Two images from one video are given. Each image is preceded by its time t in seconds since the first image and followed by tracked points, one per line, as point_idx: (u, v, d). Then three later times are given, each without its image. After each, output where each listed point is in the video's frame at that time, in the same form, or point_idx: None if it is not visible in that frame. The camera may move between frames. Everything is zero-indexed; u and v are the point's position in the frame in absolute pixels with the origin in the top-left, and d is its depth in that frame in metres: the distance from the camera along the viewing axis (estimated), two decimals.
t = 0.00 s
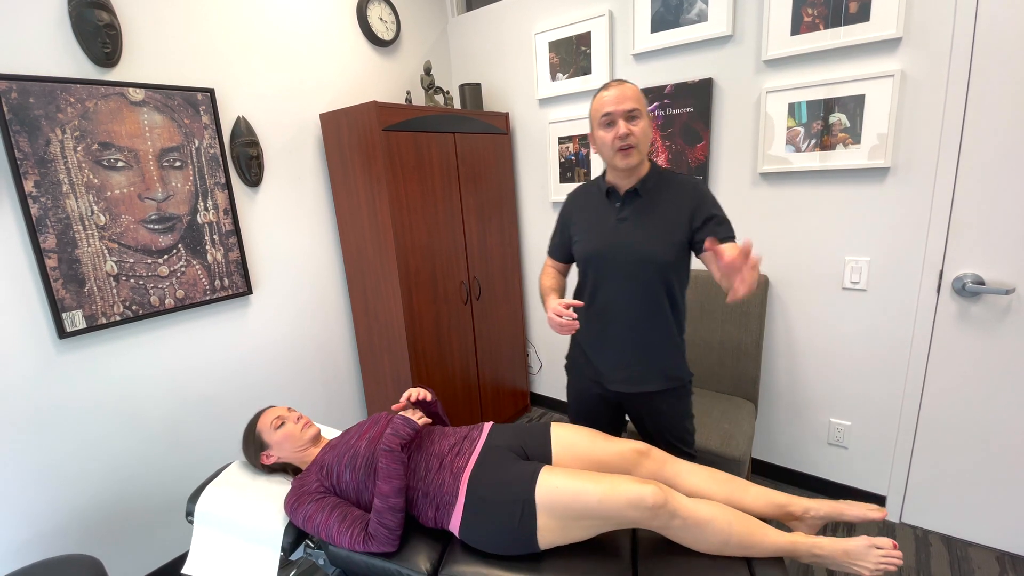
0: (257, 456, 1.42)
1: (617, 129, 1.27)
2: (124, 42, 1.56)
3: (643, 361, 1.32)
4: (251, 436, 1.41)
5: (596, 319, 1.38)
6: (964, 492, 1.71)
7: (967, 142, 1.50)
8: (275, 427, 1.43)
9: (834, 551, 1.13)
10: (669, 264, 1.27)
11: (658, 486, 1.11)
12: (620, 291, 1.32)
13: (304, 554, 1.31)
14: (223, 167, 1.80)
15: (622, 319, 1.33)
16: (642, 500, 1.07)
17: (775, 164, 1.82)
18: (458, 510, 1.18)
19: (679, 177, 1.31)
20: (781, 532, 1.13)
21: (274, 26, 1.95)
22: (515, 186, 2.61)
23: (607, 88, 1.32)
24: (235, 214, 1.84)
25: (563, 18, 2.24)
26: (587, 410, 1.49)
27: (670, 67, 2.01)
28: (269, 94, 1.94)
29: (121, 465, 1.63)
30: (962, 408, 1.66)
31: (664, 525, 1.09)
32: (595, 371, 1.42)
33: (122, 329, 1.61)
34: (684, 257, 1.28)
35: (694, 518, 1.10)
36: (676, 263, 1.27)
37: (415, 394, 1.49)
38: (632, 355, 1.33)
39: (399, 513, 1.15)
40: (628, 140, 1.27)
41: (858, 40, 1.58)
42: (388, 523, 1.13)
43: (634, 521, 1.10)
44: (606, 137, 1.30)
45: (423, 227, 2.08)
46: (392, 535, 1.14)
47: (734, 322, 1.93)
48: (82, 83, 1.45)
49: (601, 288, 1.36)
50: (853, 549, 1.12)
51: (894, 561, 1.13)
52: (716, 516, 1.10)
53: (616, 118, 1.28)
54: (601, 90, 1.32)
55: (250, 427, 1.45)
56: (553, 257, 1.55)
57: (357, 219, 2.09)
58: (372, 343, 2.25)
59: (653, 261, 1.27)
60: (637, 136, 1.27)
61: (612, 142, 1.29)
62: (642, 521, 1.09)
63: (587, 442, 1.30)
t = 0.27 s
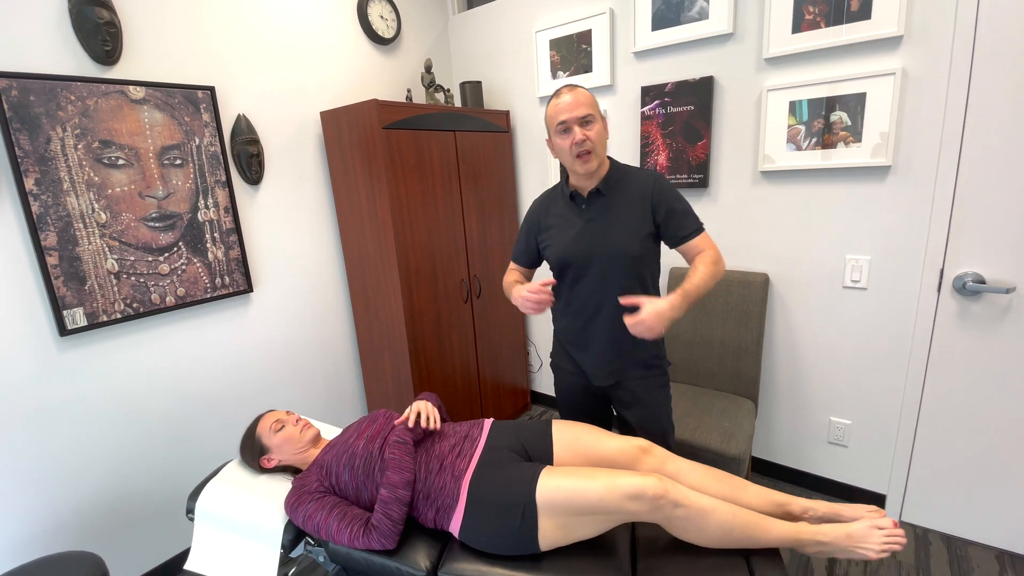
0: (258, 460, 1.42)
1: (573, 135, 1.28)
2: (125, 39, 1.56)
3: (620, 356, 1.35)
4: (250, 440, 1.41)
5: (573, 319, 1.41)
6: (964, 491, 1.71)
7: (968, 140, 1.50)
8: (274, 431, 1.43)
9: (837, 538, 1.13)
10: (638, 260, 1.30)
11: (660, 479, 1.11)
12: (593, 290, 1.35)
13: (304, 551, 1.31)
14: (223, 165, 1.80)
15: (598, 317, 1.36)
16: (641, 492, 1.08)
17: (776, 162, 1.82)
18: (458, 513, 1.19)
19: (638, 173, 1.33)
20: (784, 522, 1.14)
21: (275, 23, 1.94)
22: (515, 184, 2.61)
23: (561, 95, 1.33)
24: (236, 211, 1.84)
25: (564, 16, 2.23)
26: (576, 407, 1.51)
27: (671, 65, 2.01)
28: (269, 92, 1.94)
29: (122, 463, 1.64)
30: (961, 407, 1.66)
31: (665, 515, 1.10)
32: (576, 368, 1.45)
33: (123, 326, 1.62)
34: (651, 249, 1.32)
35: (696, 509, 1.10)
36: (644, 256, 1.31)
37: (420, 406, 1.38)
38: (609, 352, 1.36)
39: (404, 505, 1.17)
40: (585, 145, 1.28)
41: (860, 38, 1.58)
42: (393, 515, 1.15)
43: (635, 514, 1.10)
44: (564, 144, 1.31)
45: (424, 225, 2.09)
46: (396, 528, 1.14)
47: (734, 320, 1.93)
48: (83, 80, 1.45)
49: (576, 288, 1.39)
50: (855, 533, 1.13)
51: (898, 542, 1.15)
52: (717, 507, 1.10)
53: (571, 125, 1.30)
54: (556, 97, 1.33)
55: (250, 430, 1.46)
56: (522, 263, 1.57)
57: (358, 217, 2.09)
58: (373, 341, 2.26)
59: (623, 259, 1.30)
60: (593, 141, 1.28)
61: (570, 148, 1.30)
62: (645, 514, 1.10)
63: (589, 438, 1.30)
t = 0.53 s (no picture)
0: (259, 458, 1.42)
1: (572, 143, 1.27)
2: (125, 37, 1.56)
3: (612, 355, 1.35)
4: (251, 439, 1.42)
5: (565, 317, 1.41)
6: (964, 490, 1.71)
7: (970, 139, 1.49)
8: (275, 428, 1.44)
9: (860, 554, 1.08)
10: (630, 258, 1.30)
11: (656, 486, 1.11)
12: (586, 288, 1.35)
13: (304, 548, 1.32)
14: (224, 163, 1.80)
15: (590, 316, 1.36)
16: (637, 499, 1.09)
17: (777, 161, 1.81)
18: (458, 510, 1.19)
19: (632, 172, 1.33)
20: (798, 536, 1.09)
21: (275, 21, 1.94)
22: (516, 182, 2.61)
23: (554, 99, 1.29)
24: (236, 209, 1.84)
25: (565, 13, 2.22)
26: (570, 405, 1.52)
27: (672, 63, 2.00)
28: (269, 90, 1.94)
29: (123, 460, 1.64)
30: (962, 406, 1.66)
31: (665, 524, 1.09)
32: (569, 367, 1.46)
33: (123, 324, 1.62)
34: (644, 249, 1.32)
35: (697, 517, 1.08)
36: (636, 255, 1.30)
37: (427, 420, 1.34)
38: (601, 350, 1.35)
39: (406, 508, 1.17)
40: (583, 151, 1.27)
41: (862, 36, 1.57)
42: (394, 518, 1.15)
43: (634, 522, 1.10)
44: (562, 152, 1.29)
45: (424, 224, 2.08)
46: (396, 531, 1.15)
47: (734, 319, 1.93)
48: (83, 78, 1.45)
49: (568, 286, 1.39)
50: (882, 549, 1.07)
51: (929, 561, 1.09)
52: (721, 516, 1.08)
53: (567, 132, 1.27)
54: (548, 102, 1.29)
55: (251, 428, 1.46)
56: (521, 262, 1.57)
57: (358, 215, 2.09)
58: (373, 339, 2.26)
59: (615, 256, 1.30)
60: (591, 146, 1.28)
61: (568, 156, 1.29)
62: (644, 521, 1.09)
63: (591, 438, 1.29)
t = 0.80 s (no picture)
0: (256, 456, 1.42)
1: (568, 130, 1.27)
2: (123, 33, 1.55)
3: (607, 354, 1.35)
4: (247, 437, 1.42)
5: (561, 314, 1.41)
6: (962, 489, 1.71)
7: (970, 137, 1.49)
8: (271, 426, 1.44)
9: (858, 566, 1.08)
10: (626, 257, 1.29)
11: (655, 491, 1.11)
12: (581, 286, 1.35)
13: (303, 545, 1.32)
14: (222, 160, 1.80)
15: (585, 314, 1.36)
16: (636, 504, 1.08)
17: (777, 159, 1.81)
18: (457, 505, 1.19)
19: (631, 169, 1.32)
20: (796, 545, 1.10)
21: (274, 17, 1.94)
22: (515, 180, 2.60)
23: (555, 87, 1.30)
24: (235, 207, 1.84)
25: (565, 11, 2.22)
26: (566, 403, 1.52)
27: (672, 60, 1.99)
28: (268, 87, 1.93)
29: (122, 457, 1.64)
30: (960, 405, 1.66)
31: (662, 529, 1.09)
32: (564, 365, 1.46)
33: (122, 321, 1.62)
34: (640, 248, 1.30)
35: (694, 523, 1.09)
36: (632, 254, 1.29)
37: (438, 421, 1.31)
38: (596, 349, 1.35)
39: (406, 510, 1.16)
40: (581, 139, 1.27)
41: (862, 34, 1.57)
42: (394, 520, 1.14)
43: (633, 526, 1.10)
44: (559, 138, 1.29)
45: (424, 222, 2.08)
46: (395, 532, 1.14)
47: (734, 317, 1.93)
48: (81, 74, 1.45)
49: (564, 283, 1.39)
50: (879, 564, 1.07)
51: None
52: (720, 522, 1.07)
53: (566, 119, 1.28)
54: (549, 90, 1.31)
55: (248, 427, 1.46)
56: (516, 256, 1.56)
57: (357, 213, 2.08)
58: (372, 337, 2.26)
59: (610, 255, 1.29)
60: (588, 136, 1.28)
61: (564, 143, 1.29)
62: (641, 526, 1.09)
63: (588, 438, 1.29)
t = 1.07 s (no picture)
0: (255, 455, 1.41)
1: (572, 129, 1.26)
2: (118, 29, 1.54)
3: (605, 353, 1.36)
4: (244, 435, 1.41)
5: (559, 312, 1.42)
6: (959, 487, 1.72)
7: (969, 135, 1.49)
8: (269, 425, 1.43)
9: (856, 565, 1.07)
10: (625, 257, 1.29)
11: (655, 487, 1.11)
12: (580, 284, 1.35)
13: (299, 543, 1.32)
14: (219, 157, 1.79)
15: (584, 313, 1.36)
16: (635, 500, 1.08)
17: (776, 157, 1.80)
18: (455, 499, 1.19)
19: (632, 169, 1.31)
20: (795, 542, 1.10)
21: (271, 14, 1.92)
22: (513, 177, 2.59)
23: (561, 83, 1.29)
24: (231, 204, 1.84)
25: (563, 7, 2.21)
26: (563, 400, 1.52)
27: (670, 58, 1.99)
28: (265, 84, 1.92)
29: (118, 455, 1.64)
30: (957, 403, 1.66)
31: (661, 526, 1.09)
32: (563, 363, 1.46)
33: (117, 319, 1.61)
34: (641, 249, 1.31)
35: (693, 520, 1.08)
36: (633, 255, 1.30)
37: (440, 417, 1.32)
38: (594, 347, 1.37)
39: (403, 504, 1.16)
40: (584, 138, 1.26)
41: (862, 31, 1.56)
42: (390, 513, 1.14)
43: (631, 522, 1.10)
44: (561, 135, 1.28)
45: (422, 221, 2.08)
46: (391, 526, 1.14)
47: (732, 316, 1.93)
48: (76, 70, 1.44)
49: (562, 282, 1.39)
50: (875, 562, 1.06)
51: None
52: (717, 518, 1.08)
53: (570, 117, 1.27)
54: (555, 85, 1.29)
55: (244, 425, 1.45)
56: (517, 254, 1.57)
57: (354, 210, 2.08)
58: (370, 335, 2.25)
59: (610, 255, 1.29)
60: (591, 136, 1.26)
61: (567, 141, 1.28)
62: (640, 522, 1.09)
63: (586, 437, 1.29)
